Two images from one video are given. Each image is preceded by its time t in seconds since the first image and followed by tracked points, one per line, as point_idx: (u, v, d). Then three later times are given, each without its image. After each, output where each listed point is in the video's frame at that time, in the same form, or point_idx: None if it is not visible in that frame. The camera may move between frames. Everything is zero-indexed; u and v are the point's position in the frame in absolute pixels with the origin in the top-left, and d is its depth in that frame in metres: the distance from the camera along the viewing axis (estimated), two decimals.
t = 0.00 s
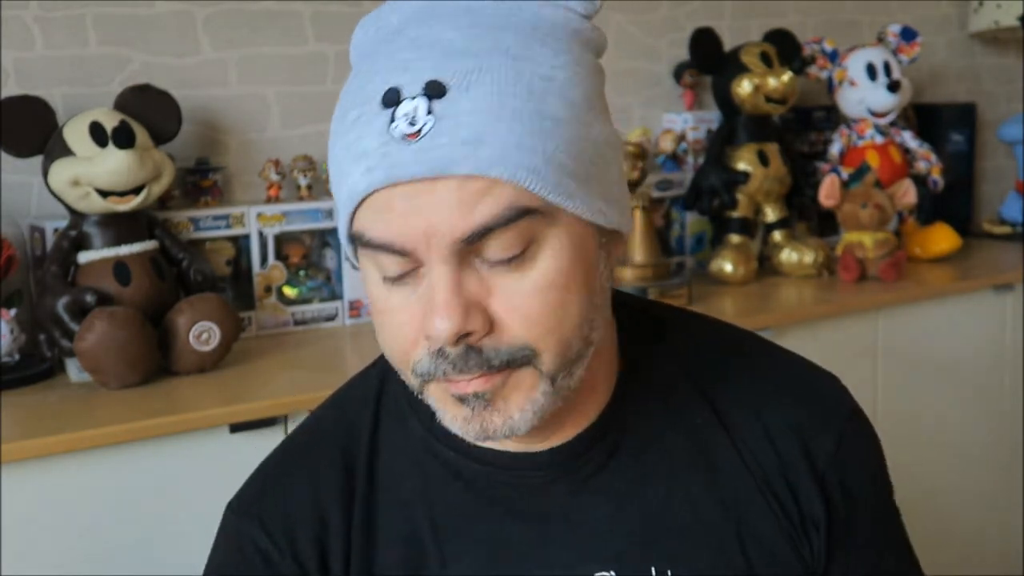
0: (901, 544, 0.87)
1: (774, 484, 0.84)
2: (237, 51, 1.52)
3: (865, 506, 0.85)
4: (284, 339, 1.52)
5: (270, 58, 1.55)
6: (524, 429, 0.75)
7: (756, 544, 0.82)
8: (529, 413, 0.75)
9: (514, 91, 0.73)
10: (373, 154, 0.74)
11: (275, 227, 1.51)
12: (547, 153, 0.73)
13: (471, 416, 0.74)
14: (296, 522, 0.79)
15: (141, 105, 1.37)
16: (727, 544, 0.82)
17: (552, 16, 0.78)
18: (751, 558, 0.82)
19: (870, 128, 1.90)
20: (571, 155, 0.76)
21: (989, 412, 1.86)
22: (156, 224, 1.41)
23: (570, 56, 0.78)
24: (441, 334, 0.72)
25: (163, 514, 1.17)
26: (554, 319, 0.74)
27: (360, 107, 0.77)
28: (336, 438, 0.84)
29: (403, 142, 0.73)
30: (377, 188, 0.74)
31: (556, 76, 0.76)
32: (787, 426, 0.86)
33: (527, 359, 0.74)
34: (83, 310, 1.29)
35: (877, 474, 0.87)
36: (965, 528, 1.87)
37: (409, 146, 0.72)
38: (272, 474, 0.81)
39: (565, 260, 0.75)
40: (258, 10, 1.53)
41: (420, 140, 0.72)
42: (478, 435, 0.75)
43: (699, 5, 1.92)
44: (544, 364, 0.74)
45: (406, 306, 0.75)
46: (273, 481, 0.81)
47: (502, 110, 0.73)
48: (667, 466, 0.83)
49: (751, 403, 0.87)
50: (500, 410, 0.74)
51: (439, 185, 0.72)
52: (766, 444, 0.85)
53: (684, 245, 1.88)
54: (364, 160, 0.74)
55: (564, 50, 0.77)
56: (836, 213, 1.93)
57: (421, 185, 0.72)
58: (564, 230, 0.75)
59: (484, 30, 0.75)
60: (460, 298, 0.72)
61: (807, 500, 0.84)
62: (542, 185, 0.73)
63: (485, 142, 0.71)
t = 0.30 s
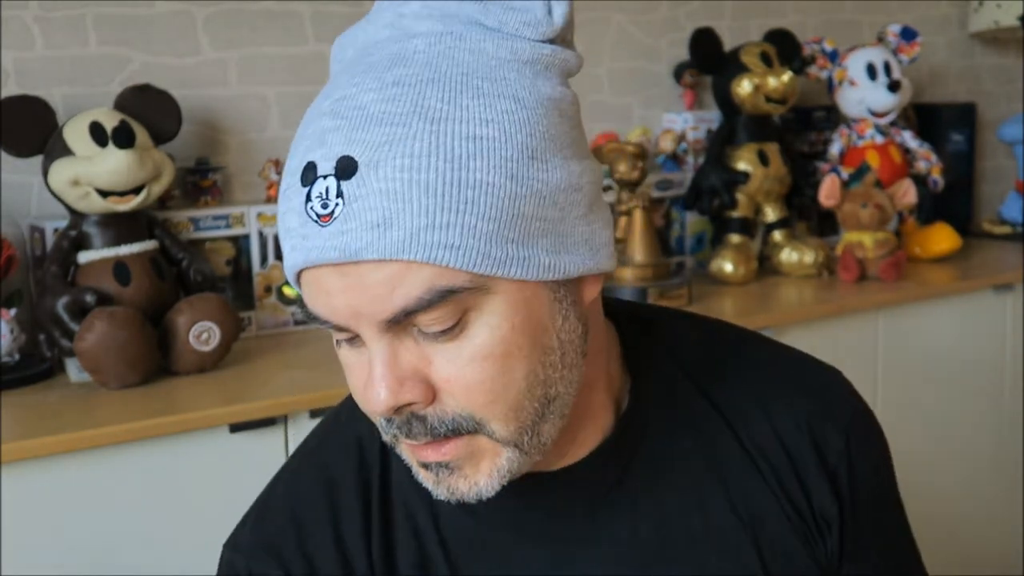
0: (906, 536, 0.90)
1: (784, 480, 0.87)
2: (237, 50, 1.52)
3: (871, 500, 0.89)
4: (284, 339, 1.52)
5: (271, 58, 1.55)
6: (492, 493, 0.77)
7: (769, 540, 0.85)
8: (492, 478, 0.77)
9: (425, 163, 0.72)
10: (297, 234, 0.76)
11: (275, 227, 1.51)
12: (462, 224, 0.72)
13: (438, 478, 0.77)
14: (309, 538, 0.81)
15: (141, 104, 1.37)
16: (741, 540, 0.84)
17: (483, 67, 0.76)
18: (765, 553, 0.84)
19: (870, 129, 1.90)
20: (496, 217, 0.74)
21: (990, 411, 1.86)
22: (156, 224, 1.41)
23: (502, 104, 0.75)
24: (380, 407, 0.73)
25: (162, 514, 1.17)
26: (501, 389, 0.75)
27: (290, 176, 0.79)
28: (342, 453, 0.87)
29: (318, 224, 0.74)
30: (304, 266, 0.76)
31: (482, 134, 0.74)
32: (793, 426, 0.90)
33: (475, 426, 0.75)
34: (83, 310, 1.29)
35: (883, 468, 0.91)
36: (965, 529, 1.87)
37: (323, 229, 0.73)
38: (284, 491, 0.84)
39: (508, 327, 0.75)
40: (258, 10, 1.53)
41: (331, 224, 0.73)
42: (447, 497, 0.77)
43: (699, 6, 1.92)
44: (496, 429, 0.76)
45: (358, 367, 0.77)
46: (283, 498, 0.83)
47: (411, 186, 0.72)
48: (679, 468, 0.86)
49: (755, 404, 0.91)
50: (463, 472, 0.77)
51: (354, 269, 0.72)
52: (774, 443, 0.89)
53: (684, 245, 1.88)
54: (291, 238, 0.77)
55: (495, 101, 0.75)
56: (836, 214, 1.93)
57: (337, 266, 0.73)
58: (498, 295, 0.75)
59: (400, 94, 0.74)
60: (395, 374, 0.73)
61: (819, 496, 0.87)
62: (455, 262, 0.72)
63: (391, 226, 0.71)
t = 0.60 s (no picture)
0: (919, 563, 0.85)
1: (787, 482, 0.83)
2: (237, 50, 1.52)
3: (878, 521, 0.83)
4: (283, 338, 1.52)
5: (271, 58, 1.55)
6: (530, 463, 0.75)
7: (767, 549, 0.81)
8: (537, 450, 0.75)
9: (503, 136, 0.71)
10: (363, 199, 0.74)
11: (275, 227, 1.51)
12: (538, 199, 0.71)
13: (479, 450, 0.74)
14: (297, 504, 0.78)
15: (141, 104, 1.37)
16: (739, 545, 0.80)
17: (554, 44, 0.75)
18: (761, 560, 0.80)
19: (870, 128, 1.90)
20: (566, 194, 0.73)
21: (990, 411, 1.86)
22: (156, 224, 1.42)
23: (574, 83, 0.75)
24: (436, 373, 0.72)
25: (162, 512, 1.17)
26: (552, 359, 0.74)
27: (351, 141, 0.76)
28: (341, 418, 0.83)
29: (390, 191, 0.72)
30: (368, 232, 0.74)
31: (556, 112, 0.73)
32: (805, 429, 0.84)
33: (525, 394, 0.74)
34: (83, 310, 1.29)
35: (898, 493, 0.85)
36: (965, 529, 1.87)
37: (394, 196, 0.72)
38: (280, 448, 0.80)
39: (566, 301, 0.74)
40: (258, 10, 1.53)
41: (405, 191, 0.71)
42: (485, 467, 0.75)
43: (700, 6, 1.91)
44: (545, 400, 0.74)
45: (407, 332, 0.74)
46: (278, 455, 0.80)
47: (489, 159, 0.71)
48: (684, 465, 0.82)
49: (766, 405, 0.86)
50: (508, 446, 0.75)
51: (425, 239, 0.71)
52: (783, 445, 0.84)
53: (684, 245, 1.88)
54: (357, 203, 0.74)
55: (567, 79, 0.74)
56: (836, 214, 1.93)
57: (406, 235, 0.71)
58: (561, 271, 0.74)
59: (475, 66, 0.72)
60: (454, 341, 0.72)
61: (823, 515, 0.82)
62: (529, 237, 0.71)
63: (468, 198, 0.70)
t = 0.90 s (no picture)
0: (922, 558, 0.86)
1: (789, 436, 0.89)
2: (238, 51, 1.52)
3: (878, 505, 0.86)
4: (283, 339, 1.52)
5: (271, 58, 1.55)
6: (582, 404, 0.84)
7: (759, 497, 0.88)
8: (586, 389, 0.84)
9: (569, 96, 0.80)
10: (439, 151, 0.82)
11: (275, 227, 1.51)
12: (601, 152, 0.80)
13: (532, 392, 0.84)
14: (339, 416, 0.91)
15: (141, 104, 1.37)
16: (735, 490, 0.88)
17: (611, 15, 0.84)
18: (755, 504, 0.87)
19: (870, 128, 1.91)
20: (624, 149, 0.82)
21: (990, 411, 1.86)
22: (155, 224, 1.41)
23: (631, 48, 0.83)
24: (504, 316, 0.80)
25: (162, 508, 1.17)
26: (604, 305, 0.82)
27: (427, 101, 0.85)
28: (385, 354, 0.95)
29: (467, 143, 0.80)
30: (442, 182, 0.82)
31: (615, 75, 0.82)
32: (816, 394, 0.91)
33: (582, 337, 0.82)
34: (83, 310, 1.29)
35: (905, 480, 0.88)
36: (965, 529, 1.87)
37: (472, 147, 0.80)
38: (330, 367, 0.93)
39: (619, 251, 0.82)
40: (257, 10, 1.53)
41: (482, 143, 0.80)
42: (538, 409, 0.84)
43: (700, 5, 1.92)
44: (597, 342, 0.83)
45: (475, 281, 0.82)
46: (328, 374, 0.93)
47: (558, 115, 0.80)
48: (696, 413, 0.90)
49: (781, 374, 0.93)
50: (560, 385, 0.83)
51: (498, 187, 0.79)
52: (790, 404, 0.91)
53: (684, 245, 1.88)
54: (434, 155, 0.83)
55: (624, 44, 0.83)
56: (836, 213, 1.92)
57: (481, 184, 0.80)
58: (617, 222, 0.82)
59: (543, 34, 0.81)
60: (521, 287, 0.80)
61: (806, 478, 0.88)
62: (591, 186, 0.79)
63: (540, 149, 0.79)
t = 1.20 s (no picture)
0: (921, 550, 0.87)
1: (796, 406, 0.91)
2: (238, 51, 1.53)
3: (877, 478, 0.87)
4: (283, 339, 1.52)
5: (271, 58, 1.56)
6: (599, 378, 0.86)
7: (763, 465, 0.90)
8: (605, 364, 0.85)
9: (593, 77, 0.81)
10: (467, 131, 0.83)
11: (274, 227, 1.52)
12: (623, 132, 0.81)
13: (554, 367, 0.85)
14: (361, 375, 0.94)
15: (141, 104, 1.37)
16: (739, 458, 0.90)
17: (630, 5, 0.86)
18: (760, 471, 0.89)
19: (870, 129, 1.91)
20: (643, 131, 0.83)
21: (990, 411, 1.86)
22: (156, 224, 1.41)
23: (648, 37, 0.85)
24: (527, 290, 0.81)
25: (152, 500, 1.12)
26: (622, 278, 0.84)
27: (455, 87, 0.86)
28: (408, 323, 0.98)
29: (494, 122, 0.81)
30: (470, 160, 0.82)
31: (634, 60, 0.83)
32: (823, 368, 0.93)
33: (601, 311, 0.83)
34: (83, 310, 1.29)
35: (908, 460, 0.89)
36: (964, 527, 1.87)
37: (499, 127, 0.80)
38: (357, 330, 0.97)
39: (636, 226, 0.84)
40: (257, 11, 1.54)
41: (509, 122, 0.80)
42: (559, 383, 0.86)
43: (700, 5, 1.92)
44: (615, 317, 0.84)
45: (498, 258, 0.83)
46: (354, 337, 0.96)
47: (583, 94, 0.81)
48: (704, 386, 0.92)
49: (789, 349, 0.95)
50: (581, 360, 0.85)
51: (524, 163, 0.79)
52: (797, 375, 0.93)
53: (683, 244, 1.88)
54: (462, 136, 0.83)
55: (641, 33, 0.85)
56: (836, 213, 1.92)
57: (507, 161, 0.80)
58: (636, 199, 0.84)
59: (566, 20, 0.83)
60: (545, 261, 0.80)
61: (811, 445, 0.89)
62: (613, 163, 0.80)
63: (564, 126, 0.79)
